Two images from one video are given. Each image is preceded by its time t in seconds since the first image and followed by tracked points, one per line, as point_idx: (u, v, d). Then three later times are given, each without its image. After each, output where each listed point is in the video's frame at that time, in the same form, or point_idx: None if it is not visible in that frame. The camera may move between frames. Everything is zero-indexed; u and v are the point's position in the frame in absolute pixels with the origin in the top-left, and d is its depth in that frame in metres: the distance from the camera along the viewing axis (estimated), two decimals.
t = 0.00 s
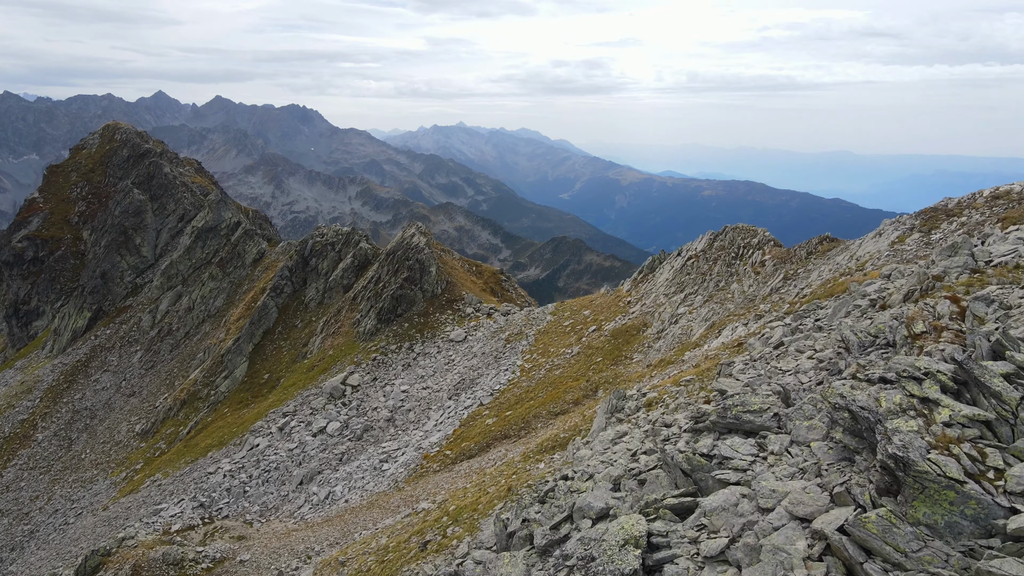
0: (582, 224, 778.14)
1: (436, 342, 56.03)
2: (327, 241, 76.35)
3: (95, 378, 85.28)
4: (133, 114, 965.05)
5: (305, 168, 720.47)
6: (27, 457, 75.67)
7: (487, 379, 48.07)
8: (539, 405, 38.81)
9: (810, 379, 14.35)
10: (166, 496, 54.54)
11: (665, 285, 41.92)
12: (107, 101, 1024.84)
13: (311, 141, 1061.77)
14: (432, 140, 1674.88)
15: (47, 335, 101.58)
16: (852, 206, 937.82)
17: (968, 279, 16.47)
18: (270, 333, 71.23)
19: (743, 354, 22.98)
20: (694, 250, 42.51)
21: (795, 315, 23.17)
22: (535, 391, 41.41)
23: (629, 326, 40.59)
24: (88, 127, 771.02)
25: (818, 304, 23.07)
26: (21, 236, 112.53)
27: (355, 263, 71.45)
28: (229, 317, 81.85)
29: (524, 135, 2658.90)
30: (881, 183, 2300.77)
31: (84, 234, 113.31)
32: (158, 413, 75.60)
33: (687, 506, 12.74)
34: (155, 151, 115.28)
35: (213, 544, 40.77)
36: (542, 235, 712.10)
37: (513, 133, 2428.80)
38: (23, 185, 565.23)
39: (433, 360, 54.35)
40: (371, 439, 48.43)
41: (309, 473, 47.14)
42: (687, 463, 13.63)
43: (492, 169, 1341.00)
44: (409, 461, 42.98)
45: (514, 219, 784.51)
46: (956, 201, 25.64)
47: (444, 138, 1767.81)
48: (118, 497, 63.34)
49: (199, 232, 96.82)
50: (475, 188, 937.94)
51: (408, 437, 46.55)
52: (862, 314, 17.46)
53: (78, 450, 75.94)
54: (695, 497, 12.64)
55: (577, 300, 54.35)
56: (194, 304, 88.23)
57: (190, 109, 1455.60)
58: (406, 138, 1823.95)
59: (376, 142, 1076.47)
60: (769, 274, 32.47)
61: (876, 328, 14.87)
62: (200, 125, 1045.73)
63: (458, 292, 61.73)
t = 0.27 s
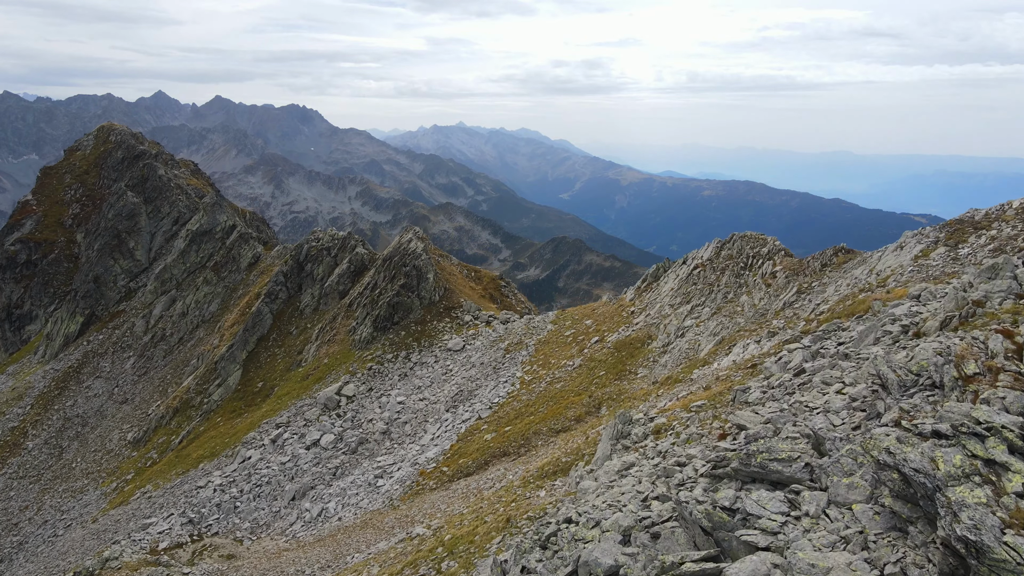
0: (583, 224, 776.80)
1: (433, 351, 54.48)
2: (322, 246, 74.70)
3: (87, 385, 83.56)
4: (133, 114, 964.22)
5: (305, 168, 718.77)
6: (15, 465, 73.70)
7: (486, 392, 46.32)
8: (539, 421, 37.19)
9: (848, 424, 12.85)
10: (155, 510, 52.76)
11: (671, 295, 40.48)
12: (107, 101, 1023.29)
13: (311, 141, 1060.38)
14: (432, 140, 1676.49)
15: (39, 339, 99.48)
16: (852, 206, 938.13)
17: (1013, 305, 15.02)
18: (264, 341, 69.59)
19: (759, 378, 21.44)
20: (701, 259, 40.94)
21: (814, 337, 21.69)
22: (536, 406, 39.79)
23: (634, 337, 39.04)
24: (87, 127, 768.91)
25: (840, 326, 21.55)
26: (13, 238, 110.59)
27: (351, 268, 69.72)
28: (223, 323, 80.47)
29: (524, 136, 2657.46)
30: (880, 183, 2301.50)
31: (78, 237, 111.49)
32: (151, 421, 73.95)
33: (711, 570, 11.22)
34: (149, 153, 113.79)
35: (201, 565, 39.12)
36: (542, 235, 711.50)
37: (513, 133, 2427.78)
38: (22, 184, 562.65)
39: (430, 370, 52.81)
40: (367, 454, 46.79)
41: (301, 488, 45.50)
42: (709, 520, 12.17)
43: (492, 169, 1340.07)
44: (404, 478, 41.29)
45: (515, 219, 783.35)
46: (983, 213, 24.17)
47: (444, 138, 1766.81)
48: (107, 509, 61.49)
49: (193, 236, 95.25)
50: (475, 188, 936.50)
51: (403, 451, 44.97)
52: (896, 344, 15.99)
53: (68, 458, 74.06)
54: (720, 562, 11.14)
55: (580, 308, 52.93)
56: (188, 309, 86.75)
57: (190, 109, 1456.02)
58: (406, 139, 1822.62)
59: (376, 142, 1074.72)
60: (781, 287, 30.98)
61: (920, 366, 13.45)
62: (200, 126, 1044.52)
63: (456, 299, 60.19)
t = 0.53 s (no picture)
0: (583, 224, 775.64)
1: (430, 361, 52.91)
2: (318, 251, 73.03)
3: (79, 392, 81.86)
4: (132, 113, 963.62)
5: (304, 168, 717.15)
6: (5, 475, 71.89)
7: (484, 405, 44.72)
8: (540, 439, 35.66)
9: (897, 485, 11.38)
10: (143, 525, 51.07)
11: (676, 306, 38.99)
12: (107, 101, 1023.08)
13: (311, 141, 1059.08)
14: (432, 139, 1675.61)
15: (32, 344, 97.35)
16: (852, 206, 936.97)
17: None
18: (258, 348, 68.01)
19: (778, 405, 19.90)
20: (709, 269, 39.34)
21: (837, 360, 20.13)
22: (536, 421, 38.27)
23: (638, 350, 37.52)
24: (86, 127, 767.29)
25: (863, 351, 20.11)
26: (6, 241, 108.60)
27: (347, 274, 68.01)
28: (217, 329, 79.01)
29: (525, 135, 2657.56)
30: (880, 183, 2302.69)
31: (72, 240, 109.61)
32: (143, 429, 72.42)
33: None
34: (143, 155, 112.24)
35: None
36: (542, 235, 710.38)
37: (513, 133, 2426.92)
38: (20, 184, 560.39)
39: (427, 381, 51.26)
40: (362, 468, 45.24)
41: (293, 505, 43.90)
42: None
43: (492, 169, 1339.32)
44: (399, 495, 39.66)
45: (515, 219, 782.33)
46: (1014, 229, 22.70)
47: (444, 138, 1765.97)
48: (97, 521, 59.86)
49: (188, 239, 93.65)
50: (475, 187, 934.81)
51: (399, 466, 43.37)
52: (939, 380, 14.55)
53: (58, 467, 72.27)
54: None
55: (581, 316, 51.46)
56: (182, 314, 85.31)
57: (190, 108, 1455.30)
58: (407, 138, 1822.52)
59: (375, 142, 1073.35)
60: (796, 301, 29.42)
61: (977, 412, 12.24)
62: (200, 126, 1043.17)
63: (454, 306, 58.63)
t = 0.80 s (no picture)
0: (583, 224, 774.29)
1: (428, 372, 51.32)
2: (312, 256, 71.36)
3: (71, 399, 80.25)
4: (132, 114, 962.34)
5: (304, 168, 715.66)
6: None
7: (483, 418, 43.25)
8: (541, 457, 34.09)
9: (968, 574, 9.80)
10: (131, 541, 49.44)
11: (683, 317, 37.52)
12: (107, 101, 1020.69)
13: (310, 141, 1057.27)
14: (432, 140, 1674.33)
15: (23, 349, 94.93)
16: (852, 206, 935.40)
17: None
18: (252, 356, 66.52)
19: (799, 436, 18.48)
20: (717, 278, 37.76)
21: (863, 388, 18.56)
22: (537, 438, 36.72)
23: (643, 364, 35.98)
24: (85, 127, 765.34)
25: (895, 376, 18.54)
26: None
27: (343, 280, 66.37)
28: (211, 335, 77.52)
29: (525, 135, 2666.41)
30: (880, 183, 2302.60)
31: (65, 243, 107.45)
32: (134, 439, 70.81)
33: None
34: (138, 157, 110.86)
35: None
36: (542, 235, 708.85)
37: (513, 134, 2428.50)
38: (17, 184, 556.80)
39: (424, 392, 49.71)
40: (356, 484, 43.67)
41: (286, 522, 42.20)
42: None
43: (492, 169, 1338.92)
44: (395, 514, 37.95)
45: (514, 220, 781.19)
46: None
47: (444, 138, 1764.61)
48: (86, 534, 58.07)
49: (182, 243, 91.88)
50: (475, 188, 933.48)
51: (394, 483, 41.67)
52: (991, 427, 13.14)
53: (48, 477, 70.54)
54: None
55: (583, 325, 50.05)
56: (176, 320, 83.72)
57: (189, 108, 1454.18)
58: (406, 138, 1822.74)
59: (375, 142, 1071.43)
60: (812, 316, 27.88)
61: None
62: (199, 125, 1040.54)
63: (453, 314, 56.94)
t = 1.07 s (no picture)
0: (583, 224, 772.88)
1: (425, 382, 49.74)
2: (307, 262, 69.72)
3: (62, 406, 78.40)
4: (131, 114, 961.68)
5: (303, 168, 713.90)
6: None
7: (482, 433, 41.67)
8: (543, 478, 32.50)
9: None
10: (118, 558, 47.67)
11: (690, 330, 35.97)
12: (106, 101, 1018.32)
13: (310, 141, 1055.69)
14: (432, 140, 1671.28)
15: (15, 354, 92.94)
16: (852, 206, 934.33)
17: None
18: (245, 364, 64.82)
19: (828, 473, 16.88)
20: (726, 289, 36.25)
21: (896, 422, 16.98)
22: (538, 456, 35.14)
23: (649, 379, 34.37)
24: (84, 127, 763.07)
25: (930, 407, 17.09)
26: None
27: (339, 286, 64.76)
28: (204, 341, 75.86)
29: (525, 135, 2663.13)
30: (880, 183, 2302.49)
31: (59, 246, 105.15)
32: (125, 448, 69.04)
33: None
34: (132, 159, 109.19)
35: None
36: (541, 236, 707.61)
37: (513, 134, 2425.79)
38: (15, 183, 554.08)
39: (421, 404, 48.12)
40: (350, 500, 42.02)
41: (277, 541, 40.49)
42: None
43: (492, 169, 1337.03)
44: (390, 534, 36.17)
45: (515, 220, 779.84)
46: None
47: (444, 138, 1762.40)
48: (74, 548, 56.18)
49: (176, 247, 90.29)
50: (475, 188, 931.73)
51: (390, 500, 40.05)
52: None
53: (37, 486, 68.66)
54: None
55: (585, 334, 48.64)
56: (169, 325, 82.01)
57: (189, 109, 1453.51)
58: (406, 139, 1820.63)
59: (375, 141, 1069.11)
60: (829, 333, 26.30)
61: None
62: (198, 125, 1038.61)
63: (451, 322, 55.39)
